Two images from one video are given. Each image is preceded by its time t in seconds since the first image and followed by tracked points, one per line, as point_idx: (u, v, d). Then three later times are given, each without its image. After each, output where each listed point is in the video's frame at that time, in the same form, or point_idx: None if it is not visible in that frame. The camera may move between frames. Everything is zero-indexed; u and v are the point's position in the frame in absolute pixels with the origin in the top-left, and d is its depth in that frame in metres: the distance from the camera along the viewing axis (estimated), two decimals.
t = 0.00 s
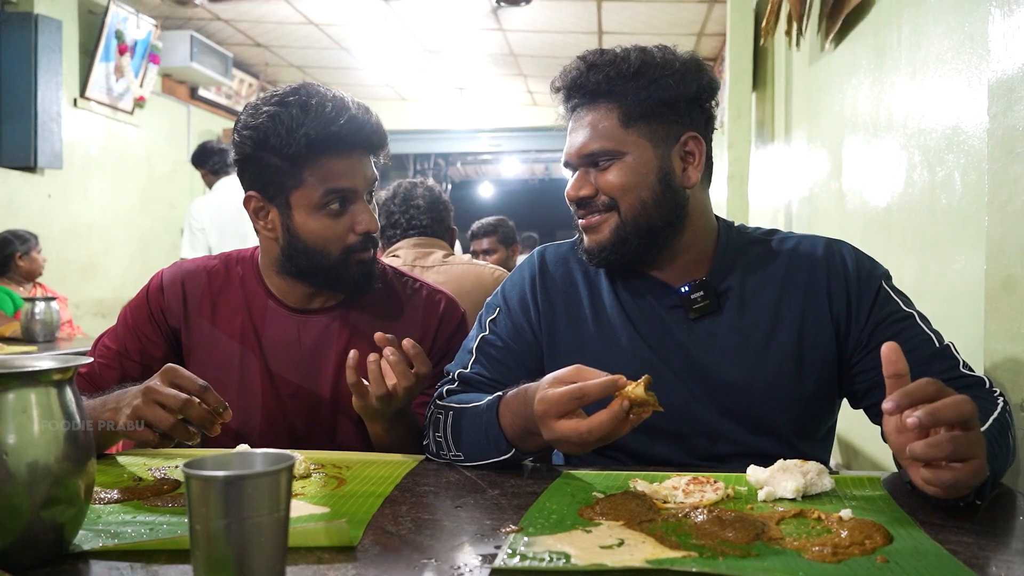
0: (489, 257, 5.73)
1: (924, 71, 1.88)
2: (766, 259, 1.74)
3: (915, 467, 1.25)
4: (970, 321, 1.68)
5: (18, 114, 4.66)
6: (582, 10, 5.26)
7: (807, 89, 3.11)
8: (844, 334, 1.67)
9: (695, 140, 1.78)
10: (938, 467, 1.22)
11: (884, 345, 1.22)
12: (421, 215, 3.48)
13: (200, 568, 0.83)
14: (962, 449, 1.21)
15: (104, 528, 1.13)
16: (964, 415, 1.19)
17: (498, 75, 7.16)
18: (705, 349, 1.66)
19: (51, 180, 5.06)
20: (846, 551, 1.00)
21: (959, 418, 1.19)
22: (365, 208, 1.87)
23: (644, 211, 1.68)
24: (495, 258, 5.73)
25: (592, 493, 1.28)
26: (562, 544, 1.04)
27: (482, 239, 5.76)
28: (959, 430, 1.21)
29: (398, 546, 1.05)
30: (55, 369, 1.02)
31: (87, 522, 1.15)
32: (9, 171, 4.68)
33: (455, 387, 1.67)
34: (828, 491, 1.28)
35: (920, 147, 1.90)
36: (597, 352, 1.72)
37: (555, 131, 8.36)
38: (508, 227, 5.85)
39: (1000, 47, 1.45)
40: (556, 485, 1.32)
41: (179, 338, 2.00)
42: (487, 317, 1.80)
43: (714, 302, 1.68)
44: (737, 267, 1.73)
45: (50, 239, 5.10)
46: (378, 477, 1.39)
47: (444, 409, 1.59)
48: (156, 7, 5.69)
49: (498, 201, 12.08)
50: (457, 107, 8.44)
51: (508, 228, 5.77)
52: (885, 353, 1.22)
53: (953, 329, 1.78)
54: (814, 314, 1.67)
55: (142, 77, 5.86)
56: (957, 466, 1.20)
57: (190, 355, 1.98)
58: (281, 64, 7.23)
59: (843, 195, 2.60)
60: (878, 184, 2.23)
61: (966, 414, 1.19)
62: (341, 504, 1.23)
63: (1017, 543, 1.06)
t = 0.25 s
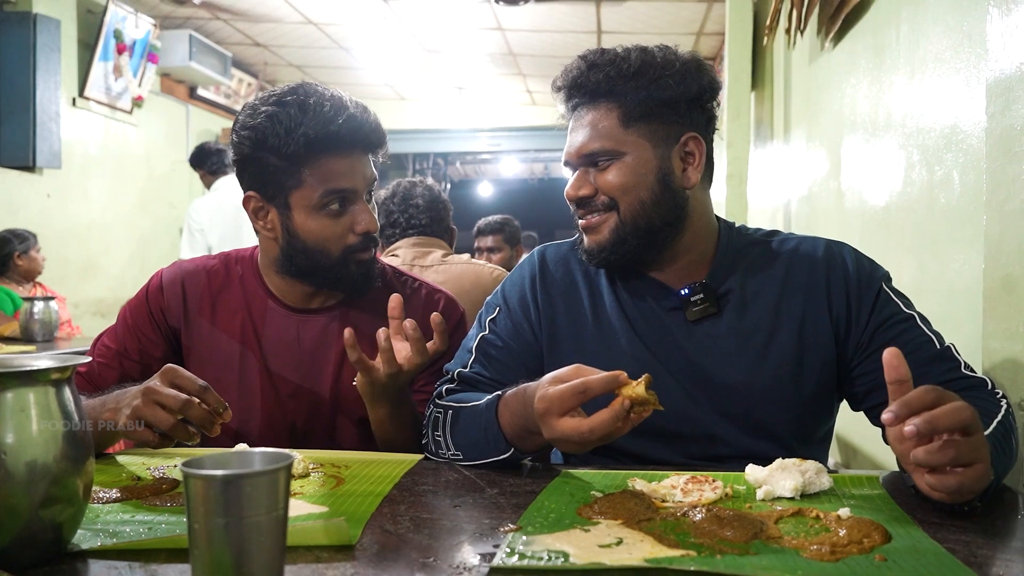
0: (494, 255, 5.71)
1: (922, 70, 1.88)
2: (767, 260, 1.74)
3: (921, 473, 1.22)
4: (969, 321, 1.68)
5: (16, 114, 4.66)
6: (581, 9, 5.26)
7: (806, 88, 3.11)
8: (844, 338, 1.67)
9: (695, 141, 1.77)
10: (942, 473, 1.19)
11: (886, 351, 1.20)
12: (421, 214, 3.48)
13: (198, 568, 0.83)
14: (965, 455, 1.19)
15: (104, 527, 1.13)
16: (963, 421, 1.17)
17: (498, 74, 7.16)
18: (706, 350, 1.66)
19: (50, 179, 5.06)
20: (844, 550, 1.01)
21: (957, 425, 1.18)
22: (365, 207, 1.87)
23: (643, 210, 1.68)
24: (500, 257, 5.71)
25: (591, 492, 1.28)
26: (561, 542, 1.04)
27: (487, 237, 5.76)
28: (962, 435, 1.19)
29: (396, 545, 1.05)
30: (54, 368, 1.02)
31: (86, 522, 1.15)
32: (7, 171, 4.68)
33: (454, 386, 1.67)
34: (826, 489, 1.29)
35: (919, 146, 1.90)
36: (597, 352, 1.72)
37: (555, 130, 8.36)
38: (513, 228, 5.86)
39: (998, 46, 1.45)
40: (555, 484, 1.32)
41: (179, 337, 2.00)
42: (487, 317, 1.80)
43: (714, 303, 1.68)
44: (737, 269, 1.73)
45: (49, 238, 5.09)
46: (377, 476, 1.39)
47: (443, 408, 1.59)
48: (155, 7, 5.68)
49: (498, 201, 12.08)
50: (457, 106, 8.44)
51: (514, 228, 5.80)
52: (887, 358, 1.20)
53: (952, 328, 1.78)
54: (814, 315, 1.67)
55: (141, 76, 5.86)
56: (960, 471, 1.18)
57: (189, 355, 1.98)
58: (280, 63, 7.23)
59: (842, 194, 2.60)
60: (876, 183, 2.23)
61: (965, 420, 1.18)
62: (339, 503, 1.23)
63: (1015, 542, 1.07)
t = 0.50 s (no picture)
0: (496, 255, 5.72)
1: (920, 69, 1.89)
2: (768, 259, 1.74)
3: (924, 478, 1.21)
4: (967, 320, 1.69)
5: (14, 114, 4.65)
6: (580, 8, 5.26)
7: (805, 87, 3.11)
8: (844, 339, 1.67)
9: (698, 141, 1.77)
10: (945, 478, 1.18)
11: (891, 355, 1.19)
12: (419, 214, 3.48)
13: (197, 567, 0.83)
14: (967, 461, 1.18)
15: (102, 526, 1.12)
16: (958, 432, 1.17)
17: (496, 74, 7.15)
18: (706, 349, 1.66)
19: (48, 179, 5.05)
20: (842, 548, 1.01)
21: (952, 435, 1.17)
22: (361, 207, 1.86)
23: (643, 209, 1.69)
24: (502, 256, 5.71)
25: (589, 491, 1.28)
26: (559, 541, 1.04)
27: (489, 236, 5.76)
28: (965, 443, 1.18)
29: (394, 544, 1.05)
30: (52, 367, 1.02)
31: (85, 521, 1.15)
32: (5, 170, 4.67)
33: (453, 385, 1.67)
34: (825, 488, 1.29)
35: (918, 145, 1.90)
36: (596, 351, 1.72)
37: (554, 129, 8.35)
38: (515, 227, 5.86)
39: (996, 44, 1.45)
40: (553, 484, 1.32)
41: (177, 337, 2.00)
42: (486, 315, 1.80)
43: (714, 302, 1.68)
44: (738, 269, 1.73)
45: (47, 238, 5.09)
46: (376, 475, 1.39)
47: (443, 407, 1.59)
48: (153, 6, 5.68)
49: (497, 200, 12.07)
50: (455, 106, 8.43)
51: (517, 227, 5.82)
52: (892, 364, 1.19)
53: (951, 327, 1.78)
54: (814, 315, 1.67)
55: (139, 76, 5.85)
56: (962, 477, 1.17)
57: (187, 355, 1.98)
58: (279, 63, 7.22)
59: (841, 193, 2.60)
60: (875, 182, 2.24)
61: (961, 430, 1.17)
62: (337, 502, 1.23)
63: (1013, 540, 1.07)
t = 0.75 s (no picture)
0: (496, 253, 5.72)
1: (919, 67, 1.89)
2: (770, 254, 1.75)
3: (925, 476, 1.22)
4: (966, 317, 1.69)
5: (12, 113, 4.64)
6: (578, 7, 5.26)
7: (803, 85, 3.11)
8: (845, 336, 1.67)
9: (701, 139, 1.77)
10: (947, 478, 1.18)
11: (895, 354, 1.19)
12: (418, 213, 3.48)
13: (196, 567, 0.83)
14: (969, 462, 1.18)
15: (100, 526, 1.12)
16: (959, 432, 1.17)
17: (494, 73, 7.15)
18: (707, 347, 1.67)
19: (47, 179, 5.04)
20: (841, 546, 1.01)
21: (952, 436, 1.18)
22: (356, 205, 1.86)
23: (646, 208, 1.69)
24: (502, 255, 5.72)
25: (588, 489, 1.28)
26: (558, 540, 1.04)
27: (489, 235, 5.76)
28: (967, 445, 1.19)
29: (394, 542, 1.05)
30: (51, 366, 1.01)
31: (83, 520, 1.15)
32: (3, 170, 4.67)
33: (452, 384, 1.67)
34: (823, 486, 1.29)
35: (916, 143, 1.90)
36: (595, 350, 1.73)
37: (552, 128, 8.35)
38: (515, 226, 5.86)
39: (994, 42, 1.45)
40: (553, 482, 1.32)
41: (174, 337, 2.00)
42: (485, 313, 1.80)
43: (715, 300, 1.68)
44: (740, 266, 1.73)
45: (46, 238, 5.08)
46: (374, 475, 1.39)
47: (442, 405, 1.59)
48: (151, 5, 5.67)
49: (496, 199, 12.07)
50: (454, 105, 8.42)
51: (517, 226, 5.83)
52: (896, 362, 1.19)
53: (950, 325, 1.79)
54: (815, 313, 1.67)
55: (137, 75, 5.84)
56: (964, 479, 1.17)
57: (185, 355, 1.98)
58: (277, 62, 7.22)
59: (839, 191, 2.60)
60: (873, 180, 2.24)
61: (962, 431, 1.17)
62: (336, 500, 1.23)
63: (1012, 538, 1.07)
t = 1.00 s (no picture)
0: (496, 253, 5.72)
1: (917, 66, 1.89)
2: (768, 253, 1.75)
3: (928, 473, 1.22)
4: (964, 316, 1.69)
5: (10, 113, 4.64)
6: (577, 6, 5.25)
7: (801, 84, 3.11)
8: (844, 336, 1.67)
9: (697, 139, 1.78)
10: (948, 476, 1.18)
11: (901, 350, 1.21)
12: (417, 212, 3.47)
13: (194, 567, 0.83)
14: (970, 460, 1.18)
15: (99, 525, 1.12)
16: (961, 431, 1.18)
17: (493, 72, 7.15)
18: (706, 346, 1.67)
19: (45, 179, 5.04)
20: (839, 545, 1.01)
21: (953, 435, 1.18)
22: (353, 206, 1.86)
23: (646, 214, 1.69)
24: (501, 255, 5.72)
25: (587, 488, 1.28)
26: (556, 539, 1.04)
27: (489, 234, 5.76)
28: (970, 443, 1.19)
29: (392, 542, 1.05)
30: (49, 366, 1.01)
31: (81, 520, 1.15)
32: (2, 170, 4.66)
33: (451, 384, 1.67)
34: (822, 484, 1.29)
35: (914, 142, 1.90)
36: (593, 350, 1.73)
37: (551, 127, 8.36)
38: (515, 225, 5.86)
39: (991, 41, 1.46)
40: (552, 481, 1.32)
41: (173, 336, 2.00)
42: (483, 314, 1.80)
43: (714, 298, 1.68)
44: (738, 265, 1.73)
45: (44, 237, 5.08)
46: (373, 474, 1.39)
47: (440, 405, 1.59)
48: (150, 5, 5.67)
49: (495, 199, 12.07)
50: (453, 104, 8.42)
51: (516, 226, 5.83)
52: (902, 358, 1.21)
53: (948, 323, 1.79)
54: (813, 312, 1.67)
55: (136, 75, 5.84)
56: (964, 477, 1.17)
57: (184, 354, 1.98)
58: (275, 61, 7.21)
59: (838, 190, 2.60)
60: (871, 179, 2.24)
61: (964, 430, 1.18)
62: (335, 500, 1.23)
63: (1010, 536, 1.07)
